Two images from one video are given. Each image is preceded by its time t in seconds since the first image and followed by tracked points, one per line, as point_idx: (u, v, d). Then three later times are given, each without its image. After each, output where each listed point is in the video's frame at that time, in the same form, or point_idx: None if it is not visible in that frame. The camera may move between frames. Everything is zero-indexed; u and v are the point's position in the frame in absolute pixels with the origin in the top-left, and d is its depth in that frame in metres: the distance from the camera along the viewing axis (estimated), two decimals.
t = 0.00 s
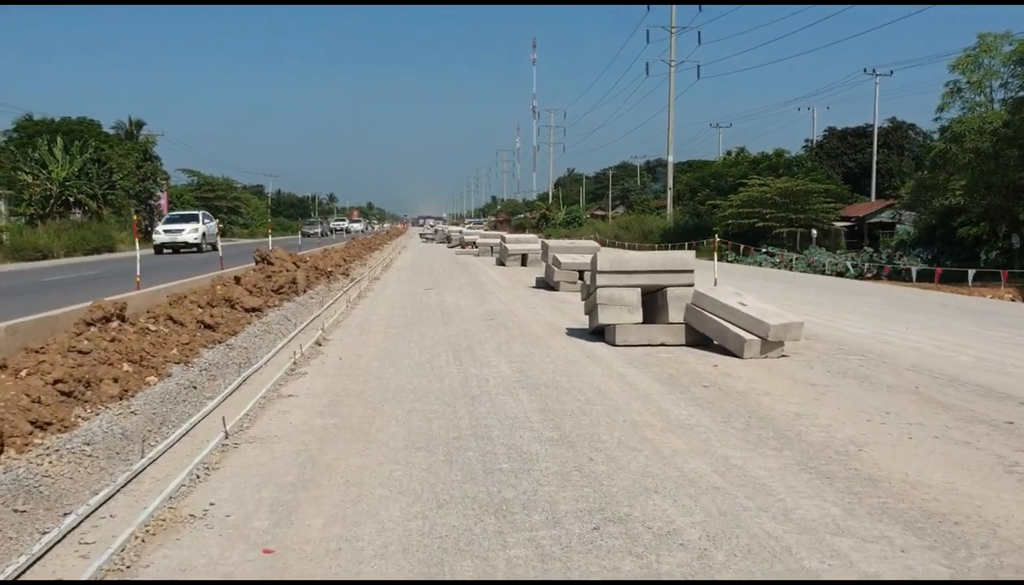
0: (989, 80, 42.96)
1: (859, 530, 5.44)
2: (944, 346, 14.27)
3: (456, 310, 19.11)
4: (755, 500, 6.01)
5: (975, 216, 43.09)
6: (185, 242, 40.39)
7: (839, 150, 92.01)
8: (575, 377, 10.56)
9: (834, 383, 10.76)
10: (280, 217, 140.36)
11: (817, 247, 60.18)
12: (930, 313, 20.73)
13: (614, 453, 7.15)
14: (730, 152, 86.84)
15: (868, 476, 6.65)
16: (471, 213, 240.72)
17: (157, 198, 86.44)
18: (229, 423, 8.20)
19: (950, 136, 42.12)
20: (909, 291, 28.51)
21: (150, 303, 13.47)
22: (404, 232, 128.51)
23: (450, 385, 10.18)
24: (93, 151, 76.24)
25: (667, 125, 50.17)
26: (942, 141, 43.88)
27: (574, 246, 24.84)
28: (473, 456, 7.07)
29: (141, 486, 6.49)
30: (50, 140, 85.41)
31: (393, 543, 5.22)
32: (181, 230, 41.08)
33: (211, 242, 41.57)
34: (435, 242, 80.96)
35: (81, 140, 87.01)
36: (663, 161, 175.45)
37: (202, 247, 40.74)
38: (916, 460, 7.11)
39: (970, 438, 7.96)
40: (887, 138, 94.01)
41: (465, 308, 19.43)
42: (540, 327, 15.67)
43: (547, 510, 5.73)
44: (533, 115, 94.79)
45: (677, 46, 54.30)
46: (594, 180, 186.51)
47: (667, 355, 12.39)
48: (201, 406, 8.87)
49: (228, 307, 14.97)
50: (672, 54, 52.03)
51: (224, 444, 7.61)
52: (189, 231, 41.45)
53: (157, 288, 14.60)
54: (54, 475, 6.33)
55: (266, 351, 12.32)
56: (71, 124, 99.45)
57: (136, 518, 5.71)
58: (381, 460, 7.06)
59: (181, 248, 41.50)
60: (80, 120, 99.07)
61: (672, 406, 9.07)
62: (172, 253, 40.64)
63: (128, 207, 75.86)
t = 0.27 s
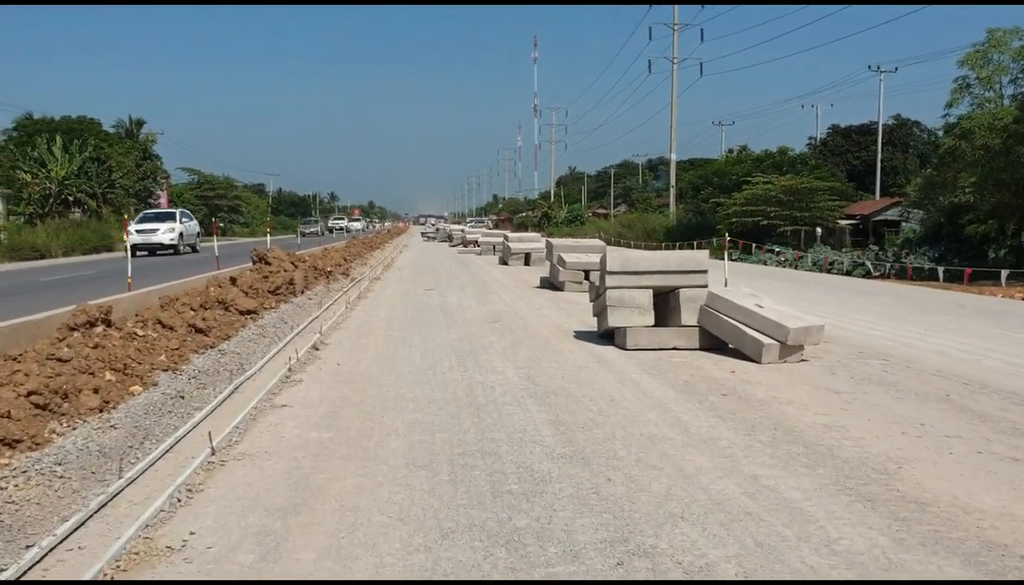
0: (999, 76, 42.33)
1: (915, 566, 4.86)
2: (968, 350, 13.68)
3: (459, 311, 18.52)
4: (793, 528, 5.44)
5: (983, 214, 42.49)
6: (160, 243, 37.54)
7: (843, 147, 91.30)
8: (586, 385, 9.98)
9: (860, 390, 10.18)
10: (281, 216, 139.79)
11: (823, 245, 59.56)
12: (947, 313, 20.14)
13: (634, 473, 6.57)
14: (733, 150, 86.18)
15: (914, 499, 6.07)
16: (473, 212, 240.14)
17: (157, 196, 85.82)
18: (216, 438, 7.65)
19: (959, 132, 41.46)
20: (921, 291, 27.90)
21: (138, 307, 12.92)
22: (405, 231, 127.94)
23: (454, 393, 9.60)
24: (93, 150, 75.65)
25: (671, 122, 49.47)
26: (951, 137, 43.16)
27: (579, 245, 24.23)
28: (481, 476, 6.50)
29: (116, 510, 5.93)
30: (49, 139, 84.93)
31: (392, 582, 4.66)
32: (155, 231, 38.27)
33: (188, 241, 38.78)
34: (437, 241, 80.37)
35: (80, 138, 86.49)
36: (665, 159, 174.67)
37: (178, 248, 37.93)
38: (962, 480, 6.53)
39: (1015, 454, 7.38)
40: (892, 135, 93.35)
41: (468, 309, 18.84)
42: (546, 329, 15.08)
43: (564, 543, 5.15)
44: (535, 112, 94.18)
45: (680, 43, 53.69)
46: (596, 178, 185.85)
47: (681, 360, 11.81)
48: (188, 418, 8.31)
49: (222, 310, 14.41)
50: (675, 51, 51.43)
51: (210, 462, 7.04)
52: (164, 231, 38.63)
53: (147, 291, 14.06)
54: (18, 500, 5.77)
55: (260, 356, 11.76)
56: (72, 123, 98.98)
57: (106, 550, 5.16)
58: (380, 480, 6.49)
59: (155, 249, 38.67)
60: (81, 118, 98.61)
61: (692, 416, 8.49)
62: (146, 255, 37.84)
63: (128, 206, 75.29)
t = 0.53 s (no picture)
0: (1005, 71, 41.72)
1: None
2: (992, 352, 13.08)
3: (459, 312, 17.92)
4: (837, 563, 4.85)
5: (987, 211, 42.03)
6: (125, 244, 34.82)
7: (843, 144, 90.69)
8: (596, 392, 9.38)
9: (886, 397, 9.58)
10: (279, 215, 139.12)
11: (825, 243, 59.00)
12: (961, 313, 19.55)
13: (655, 495, 5.97)
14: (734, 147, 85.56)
15: (966, 526, 5.47)
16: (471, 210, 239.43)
17: (153, 195, 85.13)
18: (197, 455, 7.07)
19: (964, 127, 40.88)
20: (930, 289, 27.31)
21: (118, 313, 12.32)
22: (403, 229, 127.31)
23: (454, 403, 9.01)
24: (87, 149, 74.96)
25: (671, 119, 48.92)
26: (957, 133, 42.56)
27: (581, 243, 23.62)
28: (485, 500, 5.90)
29: (79, 541, 5.35)
30: (45, 138, 84.31)
31: None
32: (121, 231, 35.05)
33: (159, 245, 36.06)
34: (435, 239, 79.74)
35: (76, 137, 85.83)
36: (664, 156, 174.02)
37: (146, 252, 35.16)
38: (1015, 502, 5.93)
39: None
40: (893, 132, 92.73)
41: (468, 309, 18.22)
42: (550, 331, 14.48)
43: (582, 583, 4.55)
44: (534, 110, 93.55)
45: (680, 40, 53.05)
46: (595, 176, 185.18)
47: (694, 364, 11.21)
48: (168, 433, 7.73)
49: (211, 312, 13.83)
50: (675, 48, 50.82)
51: (188, 484, 6.43)
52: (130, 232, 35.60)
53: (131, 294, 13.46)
54: None
55: (249, 362, 11.18)
56: (68, 122, 98.39)
57: None
58: (374, 504, 5.89)
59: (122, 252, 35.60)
60: (77, 117, 97.99)
61: (711, 429, 7.88)
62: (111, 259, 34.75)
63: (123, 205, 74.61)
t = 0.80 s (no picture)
0: (1015, 65, 41.06)
1: None
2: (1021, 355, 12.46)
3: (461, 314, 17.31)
4: None
5: (995, 208, 41.64)
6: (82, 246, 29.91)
7: (847, 141, 89.95)
8: (610, 402, 8.77)
9: (920, 406, 8.96)
10: (279, 213, 138.47)
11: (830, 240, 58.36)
12: (980, 313, 18.92)
13: (684, 525, 5.35)
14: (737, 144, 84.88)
15: None
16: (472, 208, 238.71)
17: (152, 194, 84.42)
18: (178, 477, 6.46)
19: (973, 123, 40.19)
20: (943, 287, 26.69)
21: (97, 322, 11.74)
22: (404, 227, 126.71)
23: (458, 414, 8.39)
24: (86, 147, 74.26)
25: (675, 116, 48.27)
26: (965, 128, 41.87)
27: (586, 242, 22.99)
28: (495, 531, 5.27)
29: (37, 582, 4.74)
30: (43, 136, 83.68)
31: None
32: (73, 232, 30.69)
33: (119, 249, 31.28)
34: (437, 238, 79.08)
35: (74, 136, 85.19)
36: (665, 154, 173.19)
37: (106, 255, 30.41)
38: None
39: None
40: (897, 128, 92.06)
41: (471, 311, 17.59)
42: (559, 334, 13.87)
43: None
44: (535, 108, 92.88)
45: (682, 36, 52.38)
46: (596, 173, 184.47)
47: (712, 370, 10.59)
48: (148, 450, 7.13)
49: (202, 316, 13.23)
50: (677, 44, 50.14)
51: (165, 511, 5.82)
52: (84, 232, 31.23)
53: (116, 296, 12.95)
54: None
55: (240, 370, 10.57)
56: (67, 120, 97.77)
57: None
58: (370, 535, 5.27)
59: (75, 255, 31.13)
60: (76, 116, 97.37)
61: (739, 444, 7.27)
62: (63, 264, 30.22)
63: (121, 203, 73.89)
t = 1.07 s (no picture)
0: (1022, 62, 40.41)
1: None
2: None
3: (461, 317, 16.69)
4: None
5: (1001, 206, 41.04)
6: (23, 253, 26.21)
7: (849, 139, 89.27)
8: (624, 416, 8.16)
9: (955, 418, 8.34)
10: (278, 214, 137.77)
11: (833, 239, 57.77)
12: (998, 314, 18.29)
13: (717, 565, 4.73)
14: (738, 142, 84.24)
15: None
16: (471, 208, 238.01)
17: (149, 194, 83.73)
18: (149, 506, 5.85)
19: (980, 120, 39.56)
20: (953, 287, 26.08)
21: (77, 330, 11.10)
22: (403, 227, 126.03)
23: (460, 430, 7.77)
24: (82, 147, 73.62)
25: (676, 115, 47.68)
26: (971, 125, 41.23)
27: (590, 243, 22.37)
28: (503, 573, 4.65)
29: None
30: (39, 137, 83.00)
31: None
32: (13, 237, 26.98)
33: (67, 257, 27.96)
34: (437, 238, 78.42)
35: (71, 136, 84.51)
36: (665, 153, 172.49)
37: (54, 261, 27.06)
38: None
39: None
40: (899, 126, 91.41)
41: (472, 314, 16.98)
42: (564, 338, 13.25)
43: None
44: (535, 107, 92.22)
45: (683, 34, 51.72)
46: (595, 173, 183.77)
47: (728, 379, 9.99)
48: (119, 473, 6.51)
49: (190, 322, 12.61)
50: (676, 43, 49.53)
51: (133, 547, 5.21)
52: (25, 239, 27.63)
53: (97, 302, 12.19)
54: None
55: (227, 381, 9.95)
56: (64, 121, 97.09)
57: None
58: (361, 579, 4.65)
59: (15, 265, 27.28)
60: (72, 116, 96.67)
61: (766, 465, 6.67)
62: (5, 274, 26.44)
63: (118, 204, 73.22)
